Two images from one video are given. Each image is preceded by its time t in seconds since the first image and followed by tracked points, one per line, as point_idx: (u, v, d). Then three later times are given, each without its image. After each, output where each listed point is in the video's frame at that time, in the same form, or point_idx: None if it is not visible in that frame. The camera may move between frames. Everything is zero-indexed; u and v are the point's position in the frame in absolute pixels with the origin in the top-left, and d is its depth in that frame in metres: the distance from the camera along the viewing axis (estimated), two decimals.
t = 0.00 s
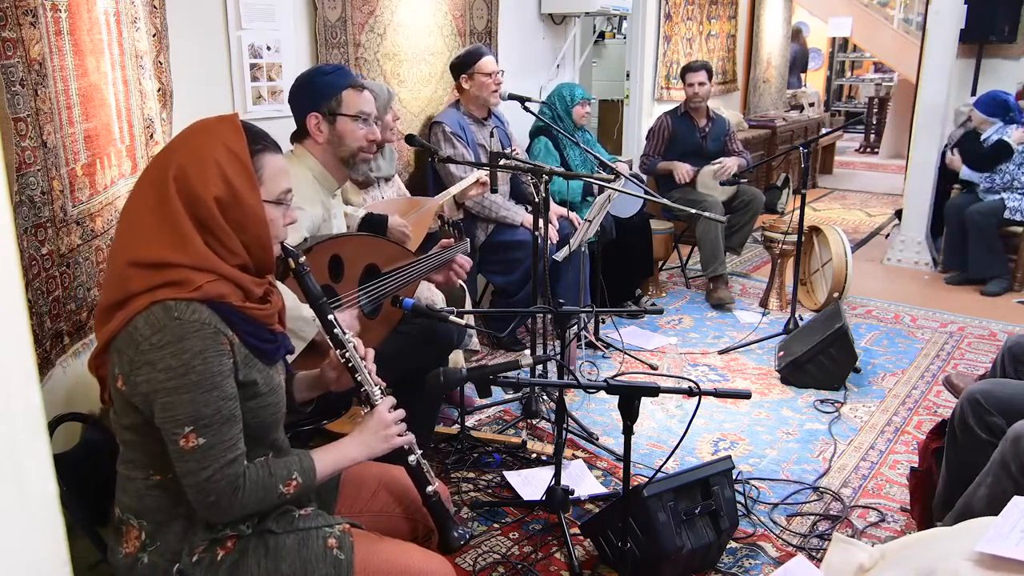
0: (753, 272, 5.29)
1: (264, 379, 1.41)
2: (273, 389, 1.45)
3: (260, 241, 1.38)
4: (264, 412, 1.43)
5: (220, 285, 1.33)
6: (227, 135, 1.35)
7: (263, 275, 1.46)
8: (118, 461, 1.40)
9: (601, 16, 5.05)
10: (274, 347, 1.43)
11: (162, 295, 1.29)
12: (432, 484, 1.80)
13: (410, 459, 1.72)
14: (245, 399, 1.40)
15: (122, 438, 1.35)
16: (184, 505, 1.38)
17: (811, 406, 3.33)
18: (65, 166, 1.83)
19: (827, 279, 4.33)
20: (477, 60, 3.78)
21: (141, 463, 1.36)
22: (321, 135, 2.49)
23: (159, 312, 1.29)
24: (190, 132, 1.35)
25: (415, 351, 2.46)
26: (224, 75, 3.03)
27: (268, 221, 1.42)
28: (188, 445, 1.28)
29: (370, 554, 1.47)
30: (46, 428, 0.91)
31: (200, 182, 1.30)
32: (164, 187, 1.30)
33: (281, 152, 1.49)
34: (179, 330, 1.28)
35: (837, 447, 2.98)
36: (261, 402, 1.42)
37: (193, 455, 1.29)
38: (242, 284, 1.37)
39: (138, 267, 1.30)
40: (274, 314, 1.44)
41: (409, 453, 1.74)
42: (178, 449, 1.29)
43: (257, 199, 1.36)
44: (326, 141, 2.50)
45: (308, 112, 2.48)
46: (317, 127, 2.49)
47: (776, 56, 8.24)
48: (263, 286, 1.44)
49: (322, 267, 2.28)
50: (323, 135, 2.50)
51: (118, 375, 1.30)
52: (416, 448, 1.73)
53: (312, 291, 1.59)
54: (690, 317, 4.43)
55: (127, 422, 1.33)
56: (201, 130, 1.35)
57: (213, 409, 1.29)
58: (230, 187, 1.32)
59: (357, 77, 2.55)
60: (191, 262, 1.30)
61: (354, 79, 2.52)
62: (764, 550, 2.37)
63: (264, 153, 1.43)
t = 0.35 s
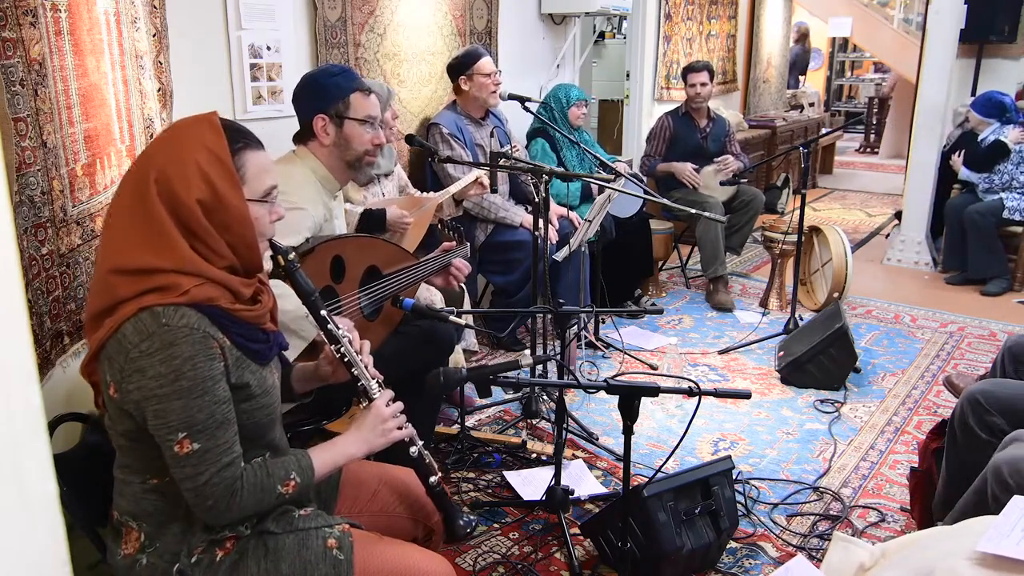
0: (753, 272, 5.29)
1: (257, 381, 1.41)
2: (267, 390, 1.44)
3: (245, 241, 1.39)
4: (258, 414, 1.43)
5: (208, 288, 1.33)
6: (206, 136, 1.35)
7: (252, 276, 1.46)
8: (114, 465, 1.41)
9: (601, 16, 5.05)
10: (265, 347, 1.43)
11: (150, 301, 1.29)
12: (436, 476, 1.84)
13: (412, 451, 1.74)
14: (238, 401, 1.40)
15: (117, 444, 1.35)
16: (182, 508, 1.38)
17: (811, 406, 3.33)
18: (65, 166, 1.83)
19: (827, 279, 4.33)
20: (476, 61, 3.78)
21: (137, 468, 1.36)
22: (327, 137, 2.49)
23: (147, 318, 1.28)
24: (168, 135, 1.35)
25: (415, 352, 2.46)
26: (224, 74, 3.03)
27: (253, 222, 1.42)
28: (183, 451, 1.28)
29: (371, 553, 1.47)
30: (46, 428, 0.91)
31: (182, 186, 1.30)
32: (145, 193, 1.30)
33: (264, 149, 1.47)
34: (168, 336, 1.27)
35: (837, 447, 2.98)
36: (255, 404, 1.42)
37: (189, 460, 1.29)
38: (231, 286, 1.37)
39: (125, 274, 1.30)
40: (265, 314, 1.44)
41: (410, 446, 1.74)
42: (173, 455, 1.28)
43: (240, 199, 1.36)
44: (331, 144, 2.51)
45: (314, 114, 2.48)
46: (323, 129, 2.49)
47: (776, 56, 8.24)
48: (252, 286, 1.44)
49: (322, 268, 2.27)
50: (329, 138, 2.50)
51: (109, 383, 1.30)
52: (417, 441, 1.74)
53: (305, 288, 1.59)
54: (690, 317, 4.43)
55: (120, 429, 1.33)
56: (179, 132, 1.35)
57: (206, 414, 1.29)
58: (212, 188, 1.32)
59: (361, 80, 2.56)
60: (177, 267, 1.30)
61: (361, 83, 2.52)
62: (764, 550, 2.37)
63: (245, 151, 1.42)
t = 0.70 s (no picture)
0: (753, 272, 5.29)
1: (249, 378, 1.42)
2: (260, 388, 1.45)
3: (225, 238, 1.38)
4: (253, 411, 1.44)
5: (192, 289, 1.33)
6: (173, 134, 1.33)
7: (237, 272, 1.46)
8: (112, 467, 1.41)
9: (601, 16, 5.05)
10: (255, 344, 1.44)
11: (135, 306, 1.29)
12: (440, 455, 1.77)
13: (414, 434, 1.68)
14: (232, 400, 1.40)
15: (113, 447, 1.36)
16: (181, 508, 1.38)
17: (811, 406, 3.33)
18: (65, 166, 1.83)
19: (827, 279, 4.33)
20: (477, 61, 3.78)
21: (134, 470, 1.36)
22: (339, 137, 2.50)
23: (133, 323, 1.28)
24: (136, 135, 1.33)
25: (415, 351, 2.46)
26: (224, 74, 3.03)
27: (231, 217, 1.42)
28: (179, 452, 1.28)
29: (371, 553, 1.47)
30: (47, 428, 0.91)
31: (155, 188, 1.29)
32: (118, 198, 1.29)
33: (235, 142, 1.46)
34: (155, 340, 1.28)
35: (837, 447, 2.98)
36: (248, 402, 1.42)
37: (185, 462, 1.29)
38: (215, 284, 1.37)
39: (109, 280, 1.30)
40: (252, 310, 1.44)
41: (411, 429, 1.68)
42: (169, 457, 1.29)
43: (215, 195, 1.34)
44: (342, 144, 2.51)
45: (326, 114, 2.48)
46: (335, 130, 2.49)
47: (777, 56, 8.24)
48: (239, 283, 1.44)
49: (324, 262, 2.24)
50: (341, 138, 2.50)
51: (101, 390, 1.31)
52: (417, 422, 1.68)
53: (292, 279, 1.55)
54: (690, 317, 4.43)
55: (114, 433, 1.33)
56: (146, 132, 1.33)
57: (198, 415, 1.29)
58: (186, 187, 1.31)
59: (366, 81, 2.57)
60: (160, 270, 1.30)
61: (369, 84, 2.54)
62: (764, 550, 2.37)
63: (217, 145, 1.40)
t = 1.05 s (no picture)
0: (753, 272, 5.29)
1: (245, 375, 1.41)
2: (257, 384, 1.44)
3: (212, 234, 1.38)
4: (251, 408, 1.43)
5: (182, 288, 1.33)
6: (152, 132, 1.32)
7: (228, 269, 1.46)
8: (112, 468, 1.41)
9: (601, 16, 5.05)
10: (249, 340, 1.44)
11: (126, 307, 1.29)
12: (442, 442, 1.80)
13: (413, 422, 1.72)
14: (229, 397, 1.39)
15: (113, 448, 1.36)
16: (180, 507, 1.38)
17: (811, 406, 3.33)
18: (65, 166, 1.83)
19: (827, 279, 4.33)
20: (477, 61, 3.78)
21: (134, 470, 1.36)
22: (345, 134, 2.50)
23: (125, 324, 1.29)
24: (115, 136, 1.33)
25: (415, 350, 2.46)
26: (224, 74, 3.03)
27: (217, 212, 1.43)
28: (176, 452, 1.28)
29: (371, 552, 1.46)
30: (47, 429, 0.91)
31: (138, 188, 1.29)
32: (102, 200, 1.29)
33: (214, 137, 1.44)
34: (147, 340, 1.27)
35: (837, 447, 2.98)
36: (246, 398, 1.42)
37: (182, 462, 1.29)
38: (206, 281, 1.37)
39: (100, 283, 1.30)
40: (245, 306, 1.44)
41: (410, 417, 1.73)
42: (167, 456, 1.28)
43: (199, 192, 1.34)
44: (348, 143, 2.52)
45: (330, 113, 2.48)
46: (341, 127, 2.50)
47: (777, 56, 8.24)
48: (230, 279, 1.44)
49: (327, 251, 2.30)
50: (347, 136, 2.51)
51: (97, 392, 1.31)
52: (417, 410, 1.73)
53: (283, 271, 1.56)
54: (690, 317, 4.43)
55: (114, 434, 1.34)
56: (124, 133, 1.32)
57: (193, 414, 1.28)
58: (169, 186, 1.31)
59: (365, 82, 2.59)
60: (149, 270, 1.30)
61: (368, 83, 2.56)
62: (764, 550, 2.37)
63: (195, 142, 1.39)
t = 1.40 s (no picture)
0: (753, 272, 5.29)
1: (247, 372, 1.41)
2: (259, 381, 1.44)
3: (213, 231, 1.38)
4: (254, 405, 1.43)
5: (184, 284, 1.33)
6: (153, 130, 1.33)
7: (230, 266, 1.46)
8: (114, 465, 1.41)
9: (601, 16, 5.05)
10: (252, 338, 1.44)
11: (128, 303, 1.29)
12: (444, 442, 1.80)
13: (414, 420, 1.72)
14: (231, 393, 1.39)
15: (115, 445, 1.36)
16: (182, 505, 1.38)
17: (811, 406, 3.33)
18: (65, 166, 1.83)
19: (827, 279, 4.33)
20: (477, 61, 3.78)
21: (136, 467, 1.36)
22: (347, 132, 2.50)
23: (127, 321, 1.28)
24: (116, 134, 1.33)
25: (415, 347, 2.46)
26: (224, 74, 3.03)
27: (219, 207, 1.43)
28: (177, 448, 1.28)
29: (371, 553, 1.46)
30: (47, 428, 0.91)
31: (139, 185, 1.29)
32: (104, 198, 1.29)
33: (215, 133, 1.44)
34: (149, 336, 1.27)
35: (837, 447, 2.98)
36: (249, 396, 1.42)
37: (183, 458, 1.29)
38: (207, 277, 1.37)
39: (102, 280, 1.30)
40: (248, 303, 1.44)
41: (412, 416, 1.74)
42: (168, 453, 1.29)
43: (200, 189, 1.35)
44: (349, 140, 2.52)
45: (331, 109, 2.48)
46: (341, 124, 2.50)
47: (777, 56, 8.24)
48: (231, 276, 1.44)
49: (329, 240, 2.32)
50: (348, 133, 2.51)
51: (100, 389, 1.31)
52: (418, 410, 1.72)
53: (284, 268, 1.56)
54: (690, 317, 4.43)
55: (116, 431, 1.34)
56: (124, 131, 1.33)
57: (195, 410, 1.28)
58: (170, 182, 1.31)
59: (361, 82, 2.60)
60: (152, 267, 1.30)
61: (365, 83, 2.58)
62: (764, 550, 2.37)
63: (195, 139, 1.39)
